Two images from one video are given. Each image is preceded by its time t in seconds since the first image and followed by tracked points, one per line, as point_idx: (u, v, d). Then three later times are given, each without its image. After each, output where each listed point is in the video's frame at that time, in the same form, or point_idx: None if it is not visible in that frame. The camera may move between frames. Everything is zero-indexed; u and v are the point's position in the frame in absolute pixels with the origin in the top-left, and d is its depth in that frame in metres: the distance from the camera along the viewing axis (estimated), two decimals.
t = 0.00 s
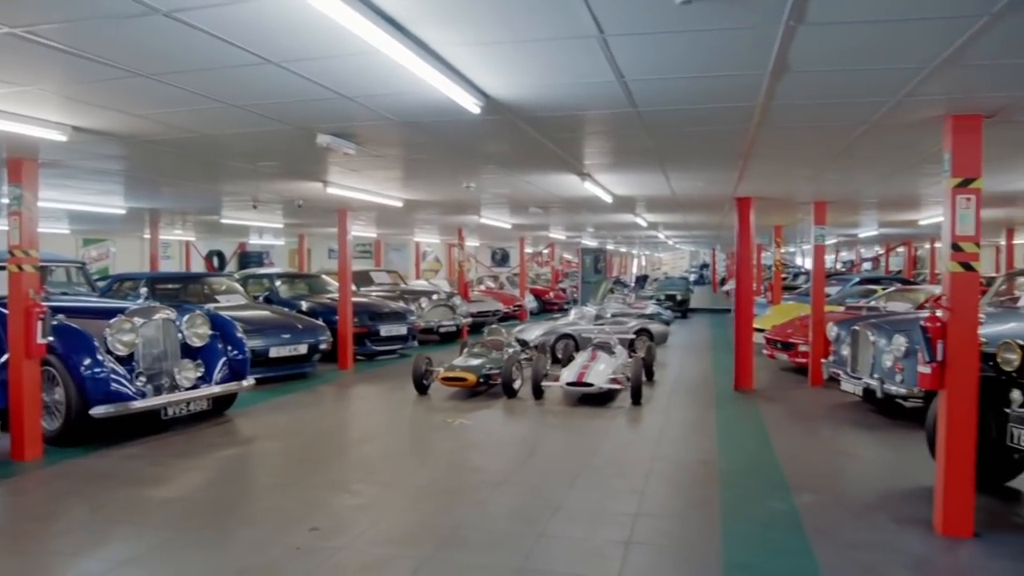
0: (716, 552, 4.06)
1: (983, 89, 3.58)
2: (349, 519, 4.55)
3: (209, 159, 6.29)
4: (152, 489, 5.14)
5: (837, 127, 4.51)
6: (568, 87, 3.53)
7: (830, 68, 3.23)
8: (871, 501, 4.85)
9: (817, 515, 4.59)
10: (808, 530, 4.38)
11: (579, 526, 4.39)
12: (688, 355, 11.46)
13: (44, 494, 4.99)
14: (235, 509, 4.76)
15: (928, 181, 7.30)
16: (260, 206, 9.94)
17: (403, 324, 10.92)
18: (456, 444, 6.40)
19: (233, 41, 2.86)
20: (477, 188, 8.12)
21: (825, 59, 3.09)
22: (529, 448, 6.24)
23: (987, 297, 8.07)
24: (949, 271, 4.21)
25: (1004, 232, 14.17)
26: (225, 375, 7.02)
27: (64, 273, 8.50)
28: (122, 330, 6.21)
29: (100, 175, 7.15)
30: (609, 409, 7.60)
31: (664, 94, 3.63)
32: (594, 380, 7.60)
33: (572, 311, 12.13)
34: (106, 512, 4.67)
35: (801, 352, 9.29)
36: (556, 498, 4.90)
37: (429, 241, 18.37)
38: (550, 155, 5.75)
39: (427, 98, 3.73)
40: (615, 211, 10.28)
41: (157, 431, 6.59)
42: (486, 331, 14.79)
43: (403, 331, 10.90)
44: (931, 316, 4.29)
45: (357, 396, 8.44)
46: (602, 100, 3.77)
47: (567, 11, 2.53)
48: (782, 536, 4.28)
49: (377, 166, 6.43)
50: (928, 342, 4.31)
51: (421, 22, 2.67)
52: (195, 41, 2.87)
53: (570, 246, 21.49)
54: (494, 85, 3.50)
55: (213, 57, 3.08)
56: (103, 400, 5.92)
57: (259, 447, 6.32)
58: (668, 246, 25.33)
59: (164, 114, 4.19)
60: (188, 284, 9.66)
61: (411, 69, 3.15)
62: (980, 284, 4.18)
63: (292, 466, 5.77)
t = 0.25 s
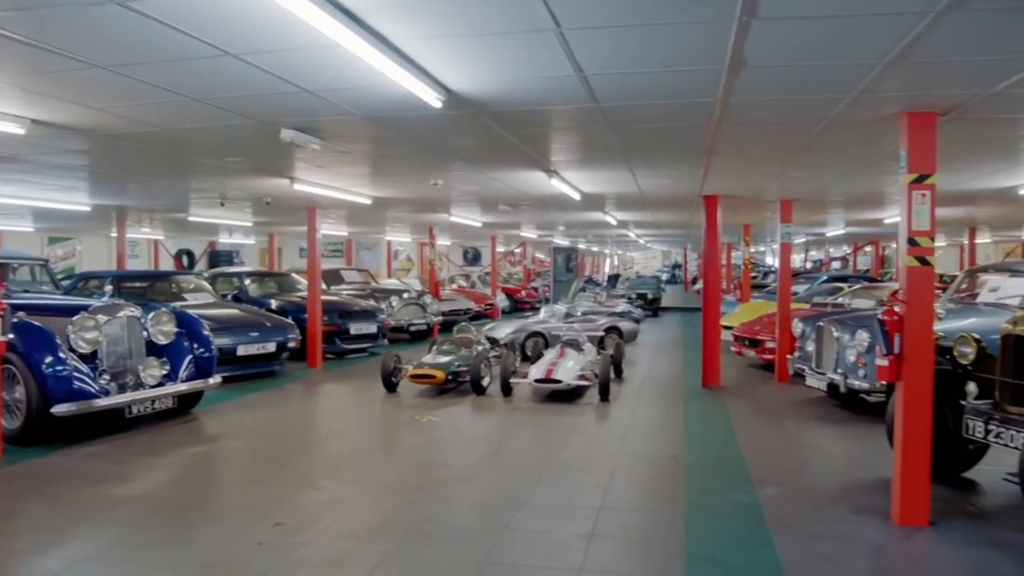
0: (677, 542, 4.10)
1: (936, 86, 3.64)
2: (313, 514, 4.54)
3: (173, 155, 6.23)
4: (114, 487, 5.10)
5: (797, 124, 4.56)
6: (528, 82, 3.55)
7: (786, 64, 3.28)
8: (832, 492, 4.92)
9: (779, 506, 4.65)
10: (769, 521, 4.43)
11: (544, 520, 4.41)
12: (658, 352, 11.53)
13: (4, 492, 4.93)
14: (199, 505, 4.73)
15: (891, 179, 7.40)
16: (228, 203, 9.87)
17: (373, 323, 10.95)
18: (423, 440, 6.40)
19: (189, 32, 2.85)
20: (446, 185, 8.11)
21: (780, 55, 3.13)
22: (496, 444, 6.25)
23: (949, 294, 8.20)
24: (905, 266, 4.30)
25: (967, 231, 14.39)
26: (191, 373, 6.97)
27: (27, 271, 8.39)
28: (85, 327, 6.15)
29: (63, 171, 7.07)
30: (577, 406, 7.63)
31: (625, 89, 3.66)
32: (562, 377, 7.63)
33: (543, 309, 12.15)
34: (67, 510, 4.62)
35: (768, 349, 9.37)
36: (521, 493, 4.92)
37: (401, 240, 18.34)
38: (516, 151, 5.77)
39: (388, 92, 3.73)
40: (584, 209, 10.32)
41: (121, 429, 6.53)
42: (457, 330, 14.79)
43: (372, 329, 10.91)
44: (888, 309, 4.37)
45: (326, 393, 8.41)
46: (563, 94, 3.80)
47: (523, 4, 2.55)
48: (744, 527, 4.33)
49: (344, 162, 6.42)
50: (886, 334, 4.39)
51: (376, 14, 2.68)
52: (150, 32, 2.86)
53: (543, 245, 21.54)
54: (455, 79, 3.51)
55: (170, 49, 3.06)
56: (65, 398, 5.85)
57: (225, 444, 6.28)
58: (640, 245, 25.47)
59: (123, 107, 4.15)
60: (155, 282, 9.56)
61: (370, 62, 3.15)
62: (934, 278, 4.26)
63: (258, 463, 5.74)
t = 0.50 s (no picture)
0: (639, 533, 4.14)
1: (890, 82, 3.71)
2: (277, 510, 4.52)
3: (137, 150, 6.18)
4: (75, 484, 5.05)
5: (757, 120, 4.62)
6: (487, 76, 3.57)
7: (742, 60, 3.32)
8: (793, 484, 4.98)
9: (740, 498, 4.70)
10: (730, 512, 4.49)
11: (508, 513, 4.43)
12: (627, 350, 11.59)
13: None
14: (161, 502, 4.70)
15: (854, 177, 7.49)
16: (195, 200, 9.79)
17: (343, 321, 10.89)
18: (390, 436, 6.40)
19: (146, 22, 2.84)
20: (413, 183, 8.11)
21: (736, 50, 3.18)
22: (463, 440, 6.27)
23: (911, 291, 8.32)
24: (863, 260, 4.33)
25: (932, 229, 14.59)
26: (156, 371, 6.91)
27: None
28: (46, 325, 6.06)
29: (24, 166, 6.98)
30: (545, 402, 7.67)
31: (586, 83, 3.69)
32: (530, 373, 7.65)
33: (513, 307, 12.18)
34: (26, 508, 4.57)
35: (736, 345, 9.43)
36: (487, 487, 4.94)
37: (372, 239, 18.28)
38: (482, 147, 5.79)
39: (349, 86, 3.74)
40: (554, 206, 10.36)
41: (84, 428, 6.47)
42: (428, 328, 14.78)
43: (342, 327, 10.86)
44: (847, 303, 4.41)
45: (294, 391, 8.38)
46: (525, 89, 3.82)
47: None
48: (705, 519, 4.38)
49: (310, 159, 6.40)
50: (844, 329, 4.43)
51: (334, 7, 2.68)
52: (107, 22, 2.84)
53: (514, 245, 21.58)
54: (416, 72, 3.52)
55: (127, 40, 3.05)
56: (26, 397, 5.74)
57: (190, 442, 6.24)
58: (610, 244, 25.59)
59: (83, 100, 4.12)
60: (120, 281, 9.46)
61: (330, 55, 3.16)
62: (891, 272, 4.29)
63: (223, 459, 5.71)
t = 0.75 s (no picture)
0: (595, 524, 4.18)
1: (838, 77, 3.77)
2: (233, 506, 4.50)
3: (93, 144, 6.11)
4: (28, 482, 4.99)
5: (711, 116, 4.68)
6: (441, 69, 3.58)
7: (692, 54, 3.37)
8: (749, 475, 5.05)
9: (696, 488, 4.75)
10: (685, 503, 4.55)
11: (465, 506, 4.45)
12: (592, 347, 11.65)
13: None
14: (116, 498, 4.66)
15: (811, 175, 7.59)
16: (156, 197, 9.69)
17: (307, 319, 10.82)
18: (351, 432, 6.39)
19: (95, 11, 2.83)
20: (376, 180, 8.09)
21: (684, 44, 3.22)
22: (424, 435, 6.28)
23: (868, 287, 8.44)
24: (814, 254, 4.42)
25: (891, 228, 14.81)
26: (113, 369, 6.84)
27: None
28: None
29: None
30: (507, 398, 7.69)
31: (541, 76, 3.71)
32: (492, 369, 7.67)
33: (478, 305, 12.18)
34: None
35: (698, 341, 9.47)
36: (446, 481, 4.96)
37: (338, 237, 18.19)
38: (442, 142, 5.81)
39: (303, 78, 3.73)
40: (517, 204, 10.38)
41: (39, 426, 6.38)
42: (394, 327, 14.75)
43: (306, 326, 10.79)
44: (799, 296, 4.49)
45: (256, 389, 8.33)
46: (479, 81, 3.83)
47: None
48: (660, 509, 4.42)
49: (270, 154, 6.37)
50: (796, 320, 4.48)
51: None
52: (56, 11, 2.83)
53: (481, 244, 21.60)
54: (370, 65, 3.52)
55: (77, 29, 3.03)
56: None
57: (147, 439, 6.19)
58: (577, 243, 25.70)
59: (33, 91, 4.07)
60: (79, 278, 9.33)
61: (282, 47, 3.16)
62: (842, 265, 4.40)
63: (181, 456, 5.67)
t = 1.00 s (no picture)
0: (558, 516, 4.20)
1: (794, 73, 3.82)
2: (196, 502, 4.47)
3: (54, 138, 6.04)
4: None
5: (673, 112, 4.73)
6: (402, 63, 3.59)
7: (650, 49, 3.41)
8: (711, 467, 5.10)
9: (658, 480, 4.79)
10: (648, 495, 4.59)
11: (430, 500, 4.45)
12: (562, 344, 11.69)
13: None
14: (77, 496, 4.61)
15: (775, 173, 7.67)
16: (121, 193, 9.58)
17: (275, 317, 10.70)
18: (317, 429, 6.37)
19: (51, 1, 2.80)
20: (343, 176, 8.06)
21: (641, 39, 3.26)
22: (391, 431, 6.27)
23: (832, 283, 8.54)
24: (775, 248, 4.42)
25: (857, 227, 14.99)
26: (76, 367, 6.77)
27: None
28: None
29: None
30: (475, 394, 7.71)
31: (501, 70, 3.74)
32: (460, 366, 7.68)
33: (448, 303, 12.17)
34: None
35: (666, 338, 9.51)
36: (410, 476, 4.96)
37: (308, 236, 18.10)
38: (408, 138, 5.81)
39: (263, 71, 3.72)
40: (487, 202, 10.39)
41: None
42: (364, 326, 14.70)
43: (275, 324, 10.68)
44: (759, 289, 4.51)
45: (222, 387, 8.27)
46: (440, 75, 3.84)
47: None
48: (623, 501, 4.45)
49: (235, 149, 6.34)
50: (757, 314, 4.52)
51: None
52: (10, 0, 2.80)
53: (453, 243, 21.59)
54: (330, 58, 3.52)
55: (32, 18, 3.00)
56: None
57: (111, 437, 6.13)
58: (549, 242, 25.77)
59: None
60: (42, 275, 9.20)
61: (241, 39, 3.15)
62: (801, 259, 4.40)
63: (144, 454, 5.62)
